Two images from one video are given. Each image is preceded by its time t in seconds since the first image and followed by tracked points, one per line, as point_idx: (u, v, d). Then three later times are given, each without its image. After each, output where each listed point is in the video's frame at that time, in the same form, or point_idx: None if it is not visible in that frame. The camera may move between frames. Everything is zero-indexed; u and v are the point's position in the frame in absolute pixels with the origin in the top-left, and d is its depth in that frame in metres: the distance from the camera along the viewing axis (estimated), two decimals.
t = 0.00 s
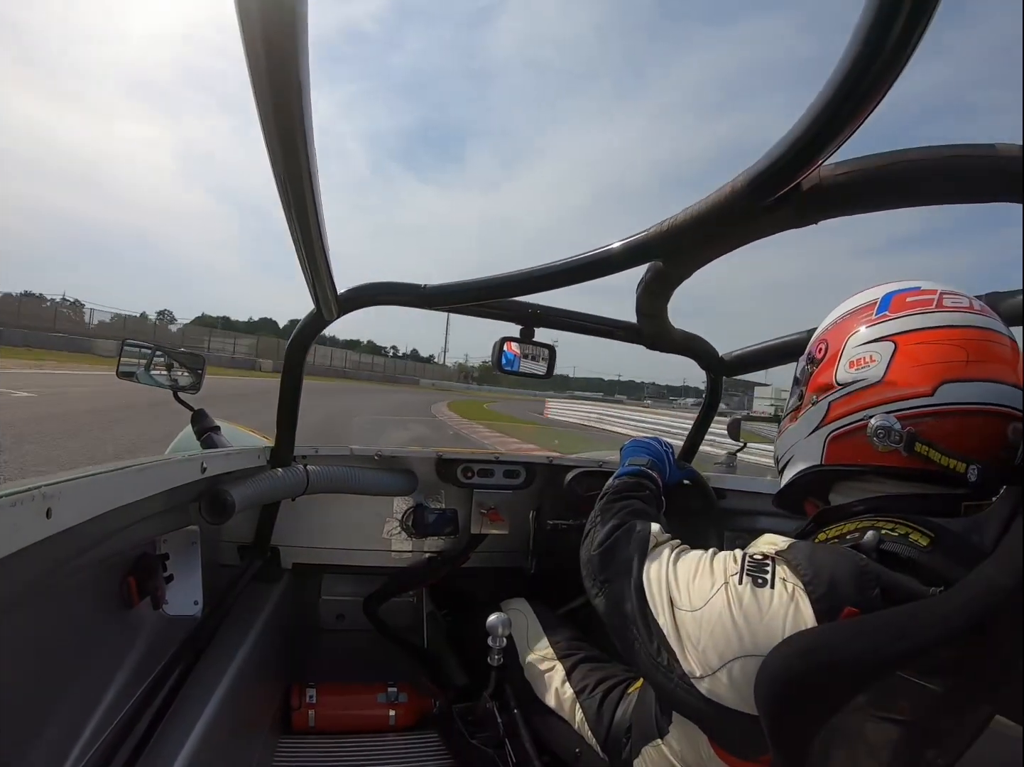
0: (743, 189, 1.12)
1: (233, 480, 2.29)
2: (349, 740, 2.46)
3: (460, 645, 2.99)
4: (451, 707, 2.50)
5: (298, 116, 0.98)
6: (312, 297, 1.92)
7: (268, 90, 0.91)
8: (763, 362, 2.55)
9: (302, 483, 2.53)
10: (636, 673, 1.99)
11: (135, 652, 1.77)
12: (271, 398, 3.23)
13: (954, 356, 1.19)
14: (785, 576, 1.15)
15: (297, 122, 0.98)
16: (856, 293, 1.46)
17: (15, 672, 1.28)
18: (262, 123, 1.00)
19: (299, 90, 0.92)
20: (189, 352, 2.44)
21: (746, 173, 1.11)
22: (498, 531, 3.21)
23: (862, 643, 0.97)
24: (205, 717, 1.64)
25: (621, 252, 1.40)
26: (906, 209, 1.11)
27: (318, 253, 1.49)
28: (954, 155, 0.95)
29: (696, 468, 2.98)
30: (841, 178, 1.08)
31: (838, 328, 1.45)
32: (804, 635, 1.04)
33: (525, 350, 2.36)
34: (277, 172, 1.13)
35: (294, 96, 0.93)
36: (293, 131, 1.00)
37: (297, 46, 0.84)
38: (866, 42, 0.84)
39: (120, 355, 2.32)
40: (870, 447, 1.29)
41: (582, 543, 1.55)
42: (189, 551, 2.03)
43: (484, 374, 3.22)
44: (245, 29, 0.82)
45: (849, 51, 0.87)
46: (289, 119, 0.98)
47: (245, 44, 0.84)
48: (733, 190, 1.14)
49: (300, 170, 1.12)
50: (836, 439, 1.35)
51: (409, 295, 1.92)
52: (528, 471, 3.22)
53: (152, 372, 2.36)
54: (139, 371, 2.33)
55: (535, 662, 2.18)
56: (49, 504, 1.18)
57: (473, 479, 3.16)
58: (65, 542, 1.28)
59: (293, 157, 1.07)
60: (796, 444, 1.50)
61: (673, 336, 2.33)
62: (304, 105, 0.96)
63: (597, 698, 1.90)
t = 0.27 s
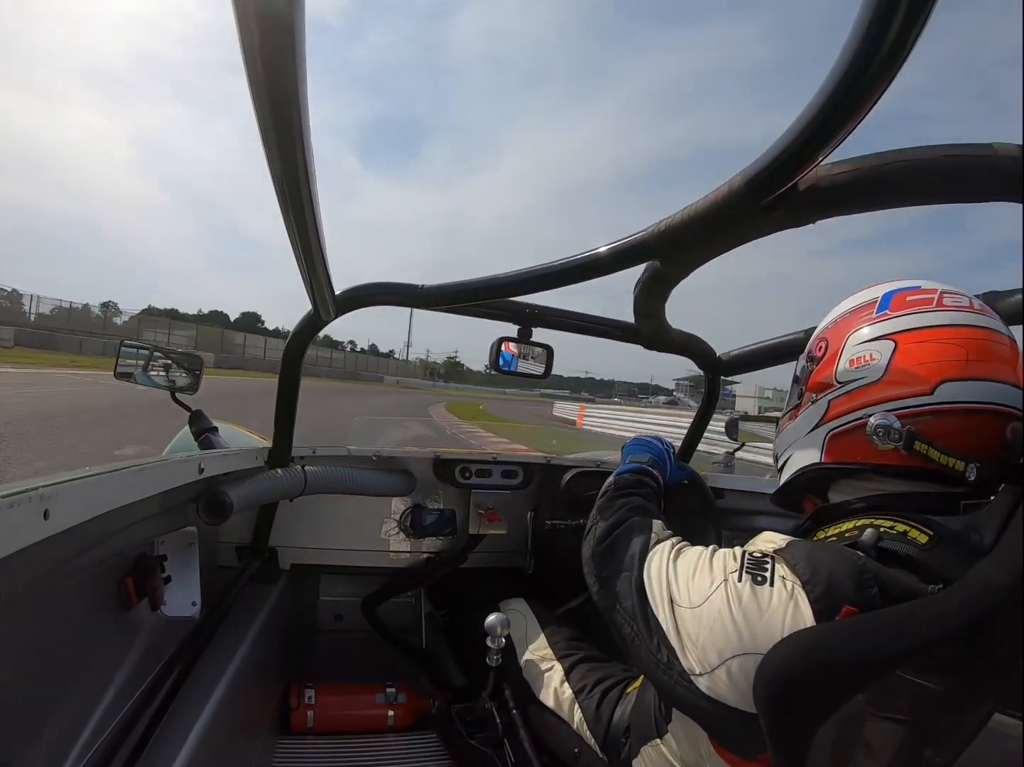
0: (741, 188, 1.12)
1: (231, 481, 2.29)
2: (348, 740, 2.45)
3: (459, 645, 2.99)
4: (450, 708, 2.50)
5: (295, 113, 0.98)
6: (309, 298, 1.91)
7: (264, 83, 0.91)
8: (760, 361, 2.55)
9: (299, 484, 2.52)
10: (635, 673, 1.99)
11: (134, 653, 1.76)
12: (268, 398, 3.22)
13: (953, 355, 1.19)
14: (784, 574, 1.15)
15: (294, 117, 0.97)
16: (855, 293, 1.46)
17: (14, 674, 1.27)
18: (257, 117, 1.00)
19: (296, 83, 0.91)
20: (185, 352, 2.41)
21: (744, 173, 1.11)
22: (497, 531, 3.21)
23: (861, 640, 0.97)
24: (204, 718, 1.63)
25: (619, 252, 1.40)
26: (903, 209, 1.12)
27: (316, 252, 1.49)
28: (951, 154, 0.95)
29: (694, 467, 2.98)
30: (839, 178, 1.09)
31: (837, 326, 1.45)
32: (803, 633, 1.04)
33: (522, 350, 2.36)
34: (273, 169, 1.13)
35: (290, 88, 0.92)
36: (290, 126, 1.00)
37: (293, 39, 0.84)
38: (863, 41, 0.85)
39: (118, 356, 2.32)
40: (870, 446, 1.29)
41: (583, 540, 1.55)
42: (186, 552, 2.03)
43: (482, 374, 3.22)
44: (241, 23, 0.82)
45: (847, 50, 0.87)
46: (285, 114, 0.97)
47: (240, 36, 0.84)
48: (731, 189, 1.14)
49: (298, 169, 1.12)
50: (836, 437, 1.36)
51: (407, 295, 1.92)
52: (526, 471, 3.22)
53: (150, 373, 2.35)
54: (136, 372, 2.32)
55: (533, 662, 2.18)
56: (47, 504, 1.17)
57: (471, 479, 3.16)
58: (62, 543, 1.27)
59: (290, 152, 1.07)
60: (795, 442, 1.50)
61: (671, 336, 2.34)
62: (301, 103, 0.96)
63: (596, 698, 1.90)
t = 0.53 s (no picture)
0: (740, 189, 1.12)
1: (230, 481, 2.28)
2: (347, 741, 2.45)
3: (458, 646, 2.99)
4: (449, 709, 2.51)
5: (295, 112, 0.98)
6: (308, 298, 1.91)
7: (263, 81, 0.91)
8: (759, 362, 2.55)
9: (298, 484, 2.52)
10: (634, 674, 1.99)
11: (132, 654, 1.76)
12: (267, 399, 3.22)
13: (953, 356, 1.20)
14: (783, 574, 1.15)
15: (294, 118, 0.97)
16: (854, 294, 1.47)
17: (13, 674, 1.27)
18: (257, 116, 1.00)
19: (296, 81, 0.91)
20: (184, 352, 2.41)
21: (743, 173, 1.11)
22: (495, 531, 3.21)
23: (860, 640, 0.97)
24: (203, 718, 1.63)
25: (618, 253, 1.40)
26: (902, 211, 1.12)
27: (315, 253, 1.49)
28: (950, 155, 0.95)
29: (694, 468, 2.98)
30: (838, 179, 1.09)
31: (836, 327, 1.46)
32: (802, 633, 1.04)
33: (521, 351, 2.36)
34: (273, 168, 1.13)
35: (291, 88, 0.92)
36: (291, 124, 1.00)
37: (293, 37, 0.84)
38: (863, 40, 0.85)
39: (116, 356, 2.32)
40: (869, 446, 1.29)
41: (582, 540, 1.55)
42: (185, 552, 2.03)
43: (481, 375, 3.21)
44: (241, 22, 0.82)
45: (846, 49, 0.87)
46: (285, 114, 0.97)
47: (241, 33, 0.84)
48: (730, 190, 1.14)
49: (297, 168, 1.12)
50: (835, 437, 1.36)
51: (406, 295, 1.92)
52: (525, 472, 3.22)
53: (148, 373, 2.35)
54: (135, 372, 2.32)
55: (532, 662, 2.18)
56: (46, 505, 1.17)
57: (470, 479, 3.16)
58: (61, 543, 1.27)
59: (290, 151, 1.07)
60: (794, 443, 1.50)
61: (669, 336, 2.34)
62: (301, 101, 0.96)
63: (596, 699, 1.90)
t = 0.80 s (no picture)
0: (740, 188, 1.12)
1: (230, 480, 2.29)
2: (347, 740, 2.45)
3: (458, 645, 3.00)
4: (449, 707, 2.48)
5: (293, 109, 0.98)
6: (308, 297, 1.91)
7: (263, 77, 0.91)
8: (759, 361, 2.55)
9: (298, 483, 2.53)
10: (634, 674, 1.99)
11: (133, 653, 1.76)
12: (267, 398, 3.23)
13: (952, 355, 1.20)
14: (782, 573, 1.15)
15: (293, 113, 0.97)
16: (853, 293, 1.47)
17: (13, 673, 1.27)
18: (255, 113, 1.00)
19: (294, 77, 0.91)
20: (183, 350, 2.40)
21: (743, 172, 1.11)
22: (495, 530, 3.21)
23: (859, 640, 0.98)
24: (203, 717, 1.63)
25: (618, 252, 1.40)
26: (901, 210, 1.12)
27: (314, 252, 1.49)
28: (950, 154, 0.95)
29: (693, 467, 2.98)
30: (838, 178, 1.09)
31: (835, 326, 1.46)
32: (801, 632, 1.05)
33: (521, 350, 2.36)
34: (272, 166, 1.13)
35: (290, 83, 0.92)
36: (290, 121, 1.00)
37: (292, 34, 0.84)
38: (863, 39, 0.85)
39: (116, 355, 2.33)
40: (868, 445, 1.29)
41: (583, 539, 1.55)
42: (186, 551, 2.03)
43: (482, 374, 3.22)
44: (239, 19, 0.82)
45: (846, 49, 0.87)
46: (283, 110, 0.97)
47: (239, 28, 0.84)
48: (729, 189, 1.14)
49: (296, 166, 1.12)
50: (833, 437, 1.36)
51: (406, 295, 1.92)
52: (525, 471, 3.23)
53: (149, 372, 2.36)
54: (135, 372, 2.33)
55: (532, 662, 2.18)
56: (46, 504, 1.17)
57: (469, 478, 3.17)
58: (61, 543, 1.27)
59: (289, 149, 1.07)
60: (793, 442, 1.50)
61: (669, 335, 2.34)
62: (299, 98, 0.96)
63: (595, 698, 1.91)
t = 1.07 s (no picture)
0: (740, 187, 1.12)
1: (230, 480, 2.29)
2: (346, 740, 2.45)
3: (457, 644, 3.00)
4: (449, 707, 2.47)
5: (293, 108, 0.98)
6: (307, 297, 1.91)
7: (262, 77, 0.91)
8: (759, 361, 2.55)
9: (297, 483, 2.53)
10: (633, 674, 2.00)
11: (132, 653, 1.76)
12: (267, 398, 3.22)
13: (951, 354, 1.20)
14: (782, 571, 1.15)
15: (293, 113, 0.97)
16: (853, 293, 1.47)
17: (12, 673, 1.27)
18: (254, 113, 1.00)
19: (294, 76, 0.91)
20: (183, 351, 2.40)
21: (743, 172, 1.11)
22: (495, 530, 3.21)
23: (858, 639, 0.98)
24: (203, 717, 1.63)
25: (617, 252, 1.41)
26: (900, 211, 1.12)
27: (314, 252, 1.49)
28: (951, 154, 0.95)
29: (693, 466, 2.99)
30: (838, 178, 1.09)
31: (835, 326, 1.46)
32: (802, 630, 1.04)
33: (520, 350, 2.37)
34: (271, 165, 1.13)
35: (289, 82, 0.92)
36: (289, 120, 1.00)
37: (291, 34, 0.84)
38: (863, 39, 0.85)
39: (116, 355, 2.32)
40: (867, 444, 1.29)
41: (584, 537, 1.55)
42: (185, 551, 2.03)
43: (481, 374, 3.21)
44: (239, 18, 0.82)
45: (846, 48, 0.87)
46: (282, 110, 0.97)
47: (238, 26, 0.84)
48: (729, 188, 1.14)
49: (295, 166, 1.12)
50: (833, 436, 1.36)
51: (405, 295, 1.92)
52: (524, 471, 3.23)
53: (148, 371, 2.35)
54: (134, 371, 2.32)
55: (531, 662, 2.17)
56: (45, 504, 1.17)
57: (469, 478, 3.17)
58: (59, 543, 1.27)
59: (289, 149, 1.07)
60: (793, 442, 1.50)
61: (669, 336, 2.34)
62: (299, 97, 0.96)
63: (595, 698, 1.91)
